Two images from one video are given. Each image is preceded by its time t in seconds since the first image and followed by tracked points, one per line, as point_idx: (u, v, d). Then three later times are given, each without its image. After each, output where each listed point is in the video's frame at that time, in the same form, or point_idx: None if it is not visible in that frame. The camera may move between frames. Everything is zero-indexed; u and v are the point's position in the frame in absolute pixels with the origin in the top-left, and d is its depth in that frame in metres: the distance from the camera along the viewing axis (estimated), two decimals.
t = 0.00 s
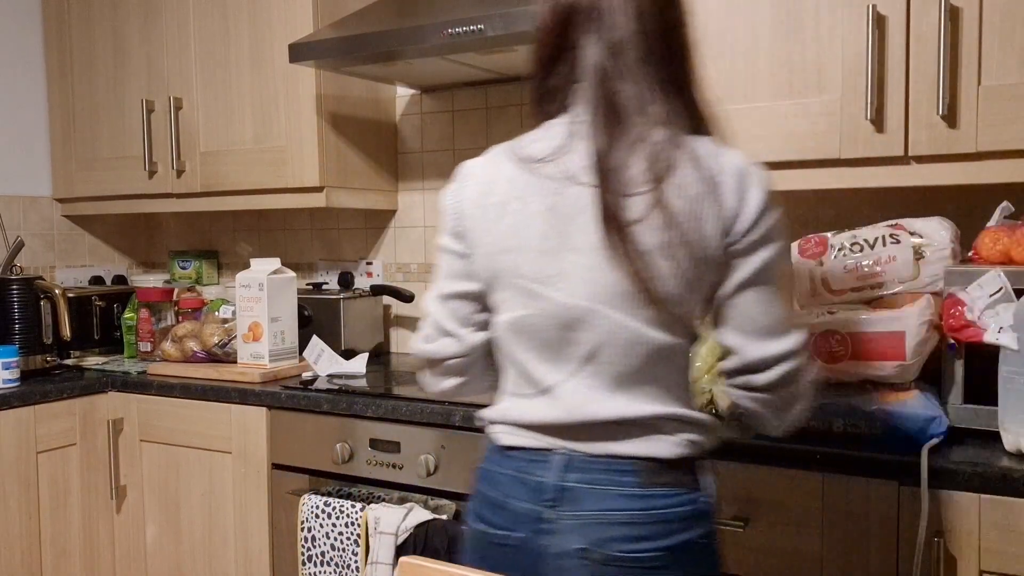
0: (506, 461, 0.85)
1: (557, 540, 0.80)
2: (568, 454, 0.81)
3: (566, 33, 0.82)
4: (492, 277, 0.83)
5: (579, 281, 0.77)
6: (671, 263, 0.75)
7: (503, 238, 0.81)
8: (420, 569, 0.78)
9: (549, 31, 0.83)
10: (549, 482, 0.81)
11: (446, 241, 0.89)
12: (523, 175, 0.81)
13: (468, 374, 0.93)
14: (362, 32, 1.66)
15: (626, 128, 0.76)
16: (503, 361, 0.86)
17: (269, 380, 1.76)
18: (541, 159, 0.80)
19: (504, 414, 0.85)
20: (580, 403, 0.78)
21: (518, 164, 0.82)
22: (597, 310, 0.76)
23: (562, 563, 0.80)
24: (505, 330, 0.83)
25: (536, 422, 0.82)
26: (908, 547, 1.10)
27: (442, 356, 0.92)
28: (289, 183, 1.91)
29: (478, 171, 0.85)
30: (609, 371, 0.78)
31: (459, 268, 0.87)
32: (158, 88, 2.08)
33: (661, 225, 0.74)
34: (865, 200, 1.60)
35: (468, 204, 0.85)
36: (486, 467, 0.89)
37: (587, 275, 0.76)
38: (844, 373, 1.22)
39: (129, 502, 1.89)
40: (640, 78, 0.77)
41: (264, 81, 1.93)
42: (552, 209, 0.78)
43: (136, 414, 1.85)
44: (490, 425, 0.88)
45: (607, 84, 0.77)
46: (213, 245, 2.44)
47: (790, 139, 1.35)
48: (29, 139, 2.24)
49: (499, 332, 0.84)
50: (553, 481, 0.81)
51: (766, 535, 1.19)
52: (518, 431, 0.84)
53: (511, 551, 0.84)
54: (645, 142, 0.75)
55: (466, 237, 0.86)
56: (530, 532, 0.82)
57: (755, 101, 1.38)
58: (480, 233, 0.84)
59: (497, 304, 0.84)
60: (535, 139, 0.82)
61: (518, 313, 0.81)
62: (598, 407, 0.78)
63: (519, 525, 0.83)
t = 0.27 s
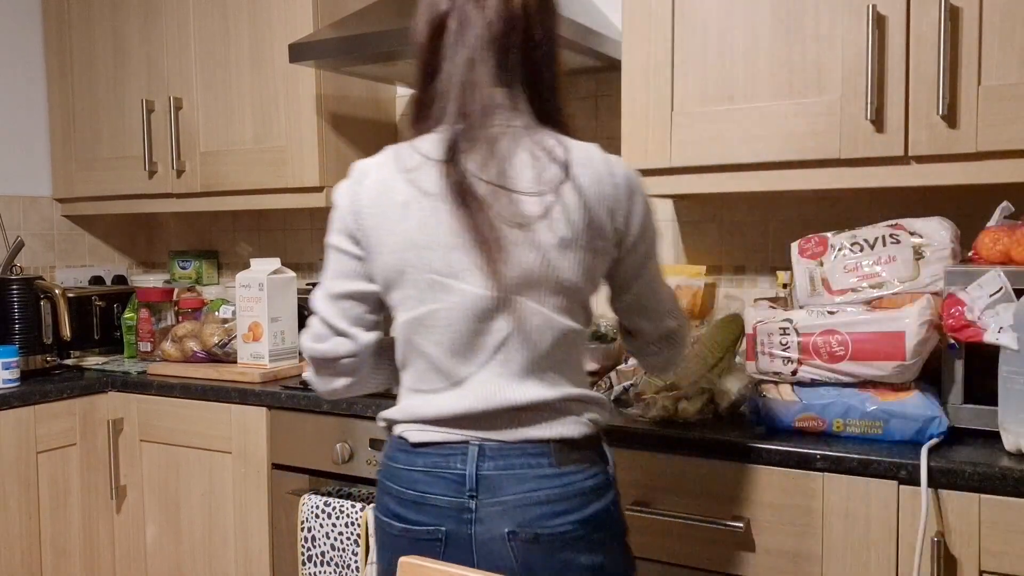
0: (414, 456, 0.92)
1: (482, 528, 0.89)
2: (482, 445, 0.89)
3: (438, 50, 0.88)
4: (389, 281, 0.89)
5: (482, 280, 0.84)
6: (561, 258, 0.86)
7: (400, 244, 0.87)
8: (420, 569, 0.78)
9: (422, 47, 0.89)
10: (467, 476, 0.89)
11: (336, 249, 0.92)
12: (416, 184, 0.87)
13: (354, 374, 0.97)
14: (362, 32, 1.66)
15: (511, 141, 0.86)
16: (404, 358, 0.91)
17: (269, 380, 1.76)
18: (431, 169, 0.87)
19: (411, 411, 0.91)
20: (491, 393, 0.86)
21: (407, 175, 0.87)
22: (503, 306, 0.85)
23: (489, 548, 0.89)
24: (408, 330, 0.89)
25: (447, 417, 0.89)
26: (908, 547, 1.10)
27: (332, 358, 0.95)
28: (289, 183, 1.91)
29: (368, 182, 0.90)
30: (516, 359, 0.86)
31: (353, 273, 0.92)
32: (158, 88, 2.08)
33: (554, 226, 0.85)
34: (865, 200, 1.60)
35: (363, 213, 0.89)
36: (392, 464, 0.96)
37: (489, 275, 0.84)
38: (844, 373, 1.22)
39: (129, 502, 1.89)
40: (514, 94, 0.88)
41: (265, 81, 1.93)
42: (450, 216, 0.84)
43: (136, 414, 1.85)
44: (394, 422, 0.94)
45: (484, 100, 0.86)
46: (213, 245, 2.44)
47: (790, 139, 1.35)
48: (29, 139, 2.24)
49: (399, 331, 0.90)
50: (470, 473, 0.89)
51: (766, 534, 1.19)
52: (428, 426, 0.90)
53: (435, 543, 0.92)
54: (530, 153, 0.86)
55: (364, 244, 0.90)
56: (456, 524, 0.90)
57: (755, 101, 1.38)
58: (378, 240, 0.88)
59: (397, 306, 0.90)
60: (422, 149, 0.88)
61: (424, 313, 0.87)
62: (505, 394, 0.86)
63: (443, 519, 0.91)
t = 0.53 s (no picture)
0: (401, 451, 0.94)
1: (487, 512, 0.93)
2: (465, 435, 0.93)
3: (392, 61, 0.94)
4: (362, 281, 0.93)
5: (457, 275, 0.89)
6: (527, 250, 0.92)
7: (374, 245, 0.91)
8: (420, 569, 0.78)
9: (375, 59, 0.95)
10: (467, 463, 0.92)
11: (303, 255, 0.95)
12: (383, 187, 0.91)
13: (334, 380, 1.00)
14: (361, 32, 1.66)
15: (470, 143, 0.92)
16: (379, 354, 0.95)
17: (269, 380, 1.76)
18: (397, 173, 0.91)
19: (390, 407, 0.95)
20: (469, 382, 0.91)
21: (372, 179, 0.92)
22: (477, 297, 0.90)
23: (496, 531, 0.93)
24: (385, 327, 0.93)
25: (427, 411, 0.92)
26: (908, 547, 1.10)
27: (308, 364, 0.97)
28: (289, 183, 1.91)
29: (333, 189, 0.93)
30: (494, 347, 0.92)
31: (324, 276, 0.95)
32: (158, 88, 2.08)
33: (519, 220, 0.91)
34: (865, 200, 1.59)
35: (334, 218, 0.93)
36: (377, 460, 0.97)
37: (463, 270, 0.89)
38: (844, 373, 1.21)
39: (129, 502, 1.89)
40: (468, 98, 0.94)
41: (264, 81, 1.93)
42: (422, 214, 0.89)
43: (136, 414, 1.85)
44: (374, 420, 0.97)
45: (441, 103, 0.91)
46: (213, 245, 2.43)
47: (790, 139, 1.35)
48: (29, 139, 2.24)
49: (374, 328, 0.94)
50: (471, 460, 0.92)
51: (766, 534, 1.19)
52: (413, 422, 0.93)
53: (438, 534, 0.93)
54: (488, 156, 0.92)
55: (336, 248, 0.94)
56: (460, 513, 0.93)
57: (755, 101, 1.38)
58: (351, 242, 0.92)
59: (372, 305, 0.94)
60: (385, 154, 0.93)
61: (401, 310, 0.91)
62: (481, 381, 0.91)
63: (445, 509, 0.93)
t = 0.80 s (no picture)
0: (391, 440, 1.03)
1: (471, 495, 1.02)
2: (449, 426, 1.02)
3: (397, 73, 1.01)
4: (361, 281, 1.01)
5: (452, 279, 0.98)
6: (512, 257, 1.02)
7: (375, 248, 0.99)
8: (420, 569, 0.78)
9: (382, 67, 1.01)
10: (453, 450, 1.01)
11: (304, 251, 1.02)
12: (384, 193, 0.99)
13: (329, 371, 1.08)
14: (360, 32, 1.66)
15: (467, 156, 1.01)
16: (370, 350, 1.04)
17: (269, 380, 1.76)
18: (399, 179, 0.99)
19: (380, 399, 1.03)
20: (459, 377, 1.01)
21: (375, 184, 0.99)
22: (469, 299, 1.00)
23: (479, 511, 1.02)
24: (380, 325, 1.01)
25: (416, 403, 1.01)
26: (908, 547, 1.10)
27: (307, 356, 1.04)
28: (289, 183, 1.91)
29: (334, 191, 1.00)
30: (483, 344, 1.02)
31: (323, 273, 1.02)
32: (158, 89, 2.08)
33: (510, 231, 1.01)
34: (865, 200, 1.59)
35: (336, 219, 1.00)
36: (366, 449, 1.05)
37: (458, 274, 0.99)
38: (844, 373, 1.21)
39: (129, 502, 1.89)
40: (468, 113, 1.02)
41: (264, 81, 1.93)
42: (422, 222, 0.97)
43: (136, 414, 1.85)
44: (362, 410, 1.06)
45: (446, 116, 0.99)
46: (213, 245, 2.43)
47: (790, 139, 1.35)
48: (29, 139, 2.24)
49: (368, 324, 1.02)
50: (457, 448, 1.01)
51: (766, 534, 1.19)
52: (402, 415, 1.02)
53: (425, 516, 1.01)
54: (486, 169, 1.02)
55: (337, 248, 1.01)
56: (446, 496, 1.01)
57: (755, 101, 1.38)
58: (352, 244, 1.00)
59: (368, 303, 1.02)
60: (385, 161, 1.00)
61: (396, 309, 1.00)
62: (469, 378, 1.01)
63: (432, 493, 1.01)
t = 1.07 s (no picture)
0: (360, 429, 1.12)
1: (434, 479, 1.11)
2: (418, 414, 1.11)
3: (378, 84, 1.08)
4: (340, 279, 1.08)
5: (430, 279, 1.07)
6: (479, 258, 1.11)
7: (355, 249, 1.06)
8: (420, 568, 0.78)
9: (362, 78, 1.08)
10: (419, 438, 1.11)
11: (284, 250, 1.09)
12: (362, 196, 1.06)
13: (312, 369, 1.17)
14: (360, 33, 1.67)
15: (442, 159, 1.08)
16: (345, 345, 1.12)
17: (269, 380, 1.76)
18: (382, 185, 1.06)
19: (357, 389, 1.12)
20: (431, 370, 1.11)
21: (354, 187, 1.06)
22: (445, 297, 1.09)
23: (442, 495, 1.11)
24: (359, 321, 1.09)
25: (390, 392, 1.10)
26: (908, 547, 1.10)
27: (295, 352, 1.13)
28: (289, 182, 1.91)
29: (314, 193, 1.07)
30: (454, 339, 1.12)
31: (304, 272, 1.10)
32: (158, 89, 2.08)
33: (482, 235, 1.11)
34: (865, 200, 1.59)
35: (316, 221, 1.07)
36: (337, 438, 1.14)
37: (435, 274, 1.06)
38: (844, 373, 1.22)
39: (129, 503, 1.89)
40: (446, 123, 1.09)
41: (264, 81, 1.93)
42: (401, 226, 1.05)
43: (136, 414, 1.85)
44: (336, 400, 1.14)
45: (427, 126, 1.07)
46: (213, 245, 2.43)
47: (790, 139, 1.35)
48: (29, 139, 2.24)
49: (345, 319, 1.09)
50: (422, 435, 1.11)
51: (766, 534, 1.19)
52: (375, 405, 1.11)
53: (391, 500, 1.11)
54: (462, 176, 1.10)
55: (317, 248, 1.08)
56: (412, 480, 1.10)
57: (755, 101, 1.38)
58: (332, 244, 1.07)
59: (347, 300, 1.09)
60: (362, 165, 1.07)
61: (374, 306, 1.08)
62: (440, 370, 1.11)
63: (399, 478, 1.10)
